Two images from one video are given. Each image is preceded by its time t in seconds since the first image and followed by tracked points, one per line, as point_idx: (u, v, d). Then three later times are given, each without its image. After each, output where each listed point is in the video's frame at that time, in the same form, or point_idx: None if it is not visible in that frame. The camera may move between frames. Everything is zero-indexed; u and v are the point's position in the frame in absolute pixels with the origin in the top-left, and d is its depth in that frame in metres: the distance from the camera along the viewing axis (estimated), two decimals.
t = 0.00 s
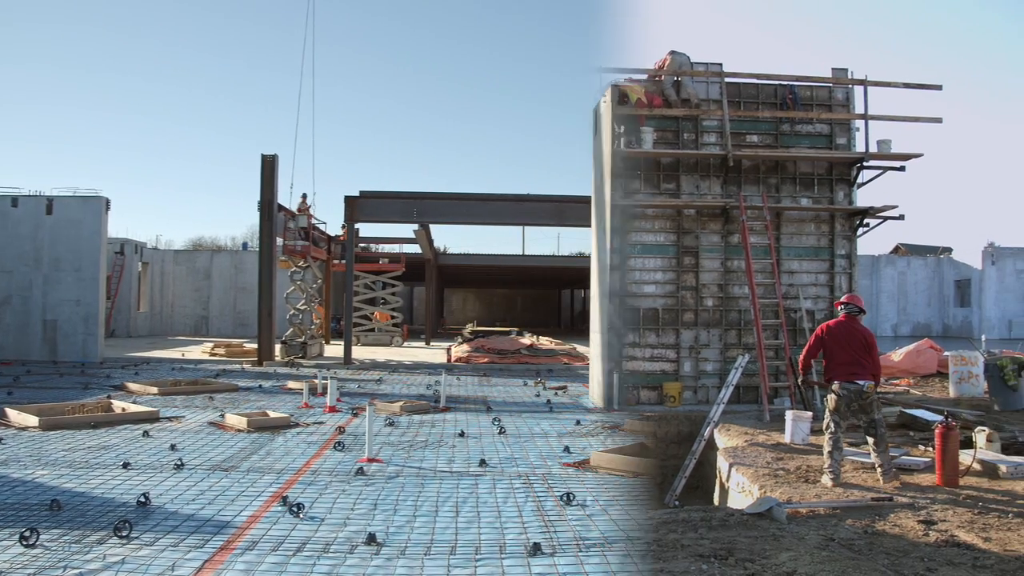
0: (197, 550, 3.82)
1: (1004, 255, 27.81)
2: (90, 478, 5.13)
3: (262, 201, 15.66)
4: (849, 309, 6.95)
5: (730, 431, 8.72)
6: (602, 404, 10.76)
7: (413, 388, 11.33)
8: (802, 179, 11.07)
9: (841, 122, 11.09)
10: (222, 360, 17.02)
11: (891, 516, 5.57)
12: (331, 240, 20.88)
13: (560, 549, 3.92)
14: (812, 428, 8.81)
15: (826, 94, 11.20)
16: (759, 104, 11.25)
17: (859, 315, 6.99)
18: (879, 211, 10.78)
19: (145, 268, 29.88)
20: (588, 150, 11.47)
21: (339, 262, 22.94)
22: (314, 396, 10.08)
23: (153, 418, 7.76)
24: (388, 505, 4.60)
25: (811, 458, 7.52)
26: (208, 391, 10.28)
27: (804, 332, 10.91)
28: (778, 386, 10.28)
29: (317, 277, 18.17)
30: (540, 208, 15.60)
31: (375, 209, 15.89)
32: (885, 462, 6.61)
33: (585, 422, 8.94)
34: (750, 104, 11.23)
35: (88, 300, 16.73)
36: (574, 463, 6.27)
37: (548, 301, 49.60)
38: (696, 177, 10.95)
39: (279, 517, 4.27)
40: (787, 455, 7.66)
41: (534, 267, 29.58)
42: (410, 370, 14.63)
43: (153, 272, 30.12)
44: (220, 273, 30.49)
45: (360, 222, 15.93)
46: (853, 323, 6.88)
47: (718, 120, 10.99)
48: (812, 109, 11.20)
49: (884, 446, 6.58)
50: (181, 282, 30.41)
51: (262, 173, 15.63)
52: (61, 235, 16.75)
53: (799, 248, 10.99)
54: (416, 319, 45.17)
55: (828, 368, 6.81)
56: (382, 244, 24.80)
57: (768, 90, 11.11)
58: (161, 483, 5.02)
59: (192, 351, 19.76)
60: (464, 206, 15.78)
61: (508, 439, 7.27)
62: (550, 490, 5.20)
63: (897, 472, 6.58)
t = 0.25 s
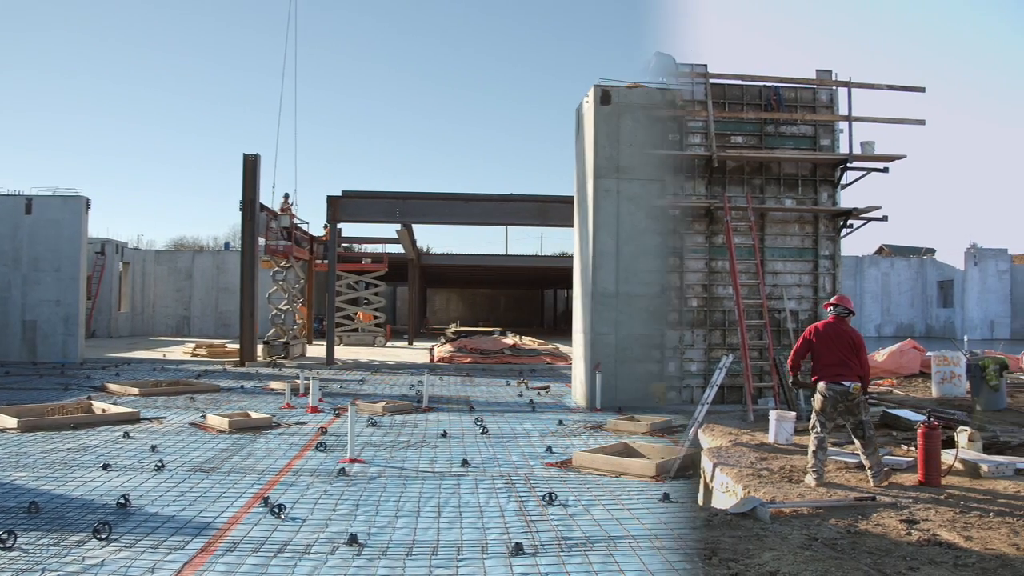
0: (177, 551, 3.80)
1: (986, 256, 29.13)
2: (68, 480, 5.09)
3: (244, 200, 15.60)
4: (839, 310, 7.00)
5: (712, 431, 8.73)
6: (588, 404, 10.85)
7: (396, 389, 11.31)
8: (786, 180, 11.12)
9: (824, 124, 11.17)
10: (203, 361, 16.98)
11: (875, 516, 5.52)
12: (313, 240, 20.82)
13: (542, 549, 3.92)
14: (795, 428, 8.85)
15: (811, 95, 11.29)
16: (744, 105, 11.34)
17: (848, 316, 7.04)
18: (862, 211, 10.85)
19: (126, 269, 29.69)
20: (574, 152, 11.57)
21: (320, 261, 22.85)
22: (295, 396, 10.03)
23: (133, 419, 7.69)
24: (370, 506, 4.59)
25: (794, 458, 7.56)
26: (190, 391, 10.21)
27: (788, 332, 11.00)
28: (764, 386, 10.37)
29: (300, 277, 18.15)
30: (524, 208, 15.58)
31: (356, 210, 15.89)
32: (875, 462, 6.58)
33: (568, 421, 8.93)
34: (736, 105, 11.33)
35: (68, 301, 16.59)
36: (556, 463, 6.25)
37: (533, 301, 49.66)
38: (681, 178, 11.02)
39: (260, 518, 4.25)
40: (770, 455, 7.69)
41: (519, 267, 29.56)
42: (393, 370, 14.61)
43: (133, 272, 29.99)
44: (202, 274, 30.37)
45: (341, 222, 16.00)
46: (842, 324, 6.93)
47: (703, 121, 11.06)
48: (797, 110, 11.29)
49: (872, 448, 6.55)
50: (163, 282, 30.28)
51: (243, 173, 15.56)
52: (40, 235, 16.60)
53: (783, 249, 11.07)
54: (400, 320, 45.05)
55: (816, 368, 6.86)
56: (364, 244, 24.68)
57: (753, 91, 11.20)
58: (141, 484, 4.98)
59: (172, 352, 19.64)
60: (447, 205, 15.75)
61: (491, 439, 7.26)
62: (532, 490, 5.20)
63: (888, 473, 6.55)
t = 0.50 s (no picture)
0: (157, 554, 3.78)
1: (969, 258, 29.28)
2: (47, 481, 5.05)
3: (225, 200, 15.49)
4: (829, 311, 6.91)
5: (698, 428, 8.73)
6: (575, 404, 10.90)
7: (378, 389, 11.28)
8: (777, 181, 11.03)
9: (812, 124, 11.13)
10: (185, 361, 16.89)
11: (858, 516, 5.40)
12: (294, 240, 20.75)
13: (525, 549, 3.92)
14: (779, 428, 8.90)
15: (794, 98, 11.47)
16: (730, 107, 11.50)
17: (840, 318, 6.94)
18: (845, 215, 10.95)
19: (107, 269, 29.50)
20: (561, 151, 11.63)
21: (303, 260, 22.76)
22: (278, 396, 10.00)
23: (114, 420, 7.64)
24: (352, 507, 4.58)
25: (777, 458, 7.60)
26: (172, 392, 10.15)
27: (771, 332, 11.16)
28: (748, 386, 10.65)
29: (282, 277, 18.10)
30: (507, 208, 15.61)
31: (339, 209, 15.82)
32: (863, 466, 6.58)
33: (551, 421, 8.93)
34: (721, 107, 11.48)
35: (48, 301, 16.46)
36: (539, 463, 6.26)
37: (517, 301, 49.73)
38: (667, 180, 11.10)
39: (241, 519, 4.22)
40: (754, 455, 7.73)
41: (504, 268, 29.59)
42: (376, 370, 14.58)
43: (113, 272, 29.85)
44: (184, 274, 30.23)
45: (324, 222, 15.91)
46: (832, 325, 6.84)
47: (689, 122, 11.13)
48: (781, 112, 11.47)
49: (860, 453, 6.57)
50: (144, 282, 30.10)
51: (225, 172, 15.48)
52: (20, 234, 16.45)
53: (767, 250, 11.26)
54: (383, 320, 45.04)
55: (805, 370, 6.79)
56: (347, 244, 24.59)
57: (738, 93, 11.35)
58: (121, 485, 4.95)
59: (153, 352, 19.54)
60: (430, 205, 15.75)
61: (473, 439, 7.27)
62: (515, 490, 5.21)
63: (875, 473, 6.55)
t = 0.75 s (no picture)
0: (139, 555, 3.76)
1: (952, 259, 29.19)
2: (28, 482, 5.01)
3: (208, 198, 15.43)
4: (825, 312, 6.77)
5: (684, 426, 8.73)
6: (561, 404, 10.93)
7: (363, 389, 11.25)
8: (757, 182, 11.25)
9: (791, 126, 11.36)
10: (168, 361, 16.83)
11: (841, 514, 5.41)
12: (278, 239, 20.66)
13: (508, 549, 3.92)
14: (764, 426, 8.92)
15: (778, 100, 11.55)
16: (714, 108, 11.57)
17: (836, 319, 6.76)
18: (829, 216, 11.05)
19: (89, 268, 29.33)
20: (544, 152, 11.70)
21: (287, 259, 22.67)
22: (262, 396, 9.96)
23: (97, 421, 7.59)
24: (336, 507, 4.57)
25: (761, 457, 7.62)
26: (155, 392, 10.09)
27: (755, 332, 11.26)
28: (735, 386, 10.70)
29: (266, 276, 18.05)
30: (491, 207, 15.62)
31: (323, 208, 15.77)
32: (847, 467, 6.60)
33: (536, 421, 8.92)
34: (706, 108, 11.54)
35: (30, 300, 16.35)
36: (522, 463, 6.24)
37: (502, 300, 49.83)
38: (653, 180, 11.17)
39: (224, 520, 4.20)
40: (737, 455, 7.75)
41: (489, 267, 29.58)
42: (360, 370, 14.54)
43: (96, 272, 29.75)
44: (167, 273, 30.12)
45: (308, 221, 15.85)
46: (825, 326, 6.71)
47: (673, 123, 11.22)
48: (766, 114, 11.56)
49: (847, 451, 6.59)
50: (127, 282, 30.05)
51: (208, 171, 15.41)
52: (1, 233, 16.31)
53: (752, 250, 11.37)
54: (369, 319, 44.99)
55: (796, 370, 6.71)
56: (331, 243, 24.49)
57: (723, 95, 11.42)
58: (104, 486, 4.92)
59: (136, 352, 19.44)
60: (413, 204, 15.73)
61: (457, 439, 7.26)
62: (499, 490, 5.21)
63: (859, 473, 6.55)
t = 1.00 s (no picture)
0: (123, 556, 3.74)
1: (938, 259, 29.76)
2: (14, 483, 4.99)
3: (195, 198, 15.39)
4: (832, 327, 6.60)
5: (671, 426, 8.73)
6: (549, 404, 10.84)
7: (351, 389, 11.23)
8: (742, 183, 11.39)
9: (773, 128, 11.54)
10: (155, 361, 16.76)
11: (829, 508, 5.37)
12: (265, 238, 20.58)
13: (496, 549, 3.92)
14: (752, 426, 8.93)
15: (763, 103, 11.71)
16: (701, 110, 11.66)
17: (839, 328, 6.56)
18: (879, 258, 10.63)
19: (76, 268, 29.20)
20: (531, 152, 11.67)
21: (275, 259, 22.60)
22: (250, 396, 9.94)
23: (84, 421, 7.56)
24: (322, 507, 4.55)
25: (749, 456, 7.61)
26: (142, 392, 10.05)
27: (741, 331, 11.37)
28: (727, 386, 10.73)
29: (254, 276, 17.99)
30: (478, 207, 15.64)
31: (311, 208, 15.73)
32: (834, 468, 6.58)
33: (524, 421, 8.91)
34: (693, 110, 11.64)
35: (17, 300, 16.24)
36: (510, 463, 6.23)
37: (490, 300, 49.95)
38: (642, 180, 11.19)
39: (211, 520, 4.19)
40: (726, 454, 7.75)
41: (478, 266, 29.59)
42: (348, 370, 14.51)
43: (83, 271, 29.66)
44: (154, 273, 30.03)
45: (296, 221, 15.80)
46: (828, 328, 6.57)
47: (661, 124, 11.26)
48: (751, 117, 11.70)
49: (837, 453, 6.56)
50: (115, 282, 29.97)
51: (196, 170, 15.37)
52: None
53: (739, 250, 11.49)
54: (357, 319, 44.95)
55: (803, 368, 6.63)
56: (318, 242, 24.42)
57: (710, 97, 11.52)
58: (90, 487, 4.90)
59: (123, 352, 19.33)
60: (401, 204, 15.73)
61: (445, 438, 7.26)
62: (488, 490, 5.20)
63: (846, 474, 6.51)
